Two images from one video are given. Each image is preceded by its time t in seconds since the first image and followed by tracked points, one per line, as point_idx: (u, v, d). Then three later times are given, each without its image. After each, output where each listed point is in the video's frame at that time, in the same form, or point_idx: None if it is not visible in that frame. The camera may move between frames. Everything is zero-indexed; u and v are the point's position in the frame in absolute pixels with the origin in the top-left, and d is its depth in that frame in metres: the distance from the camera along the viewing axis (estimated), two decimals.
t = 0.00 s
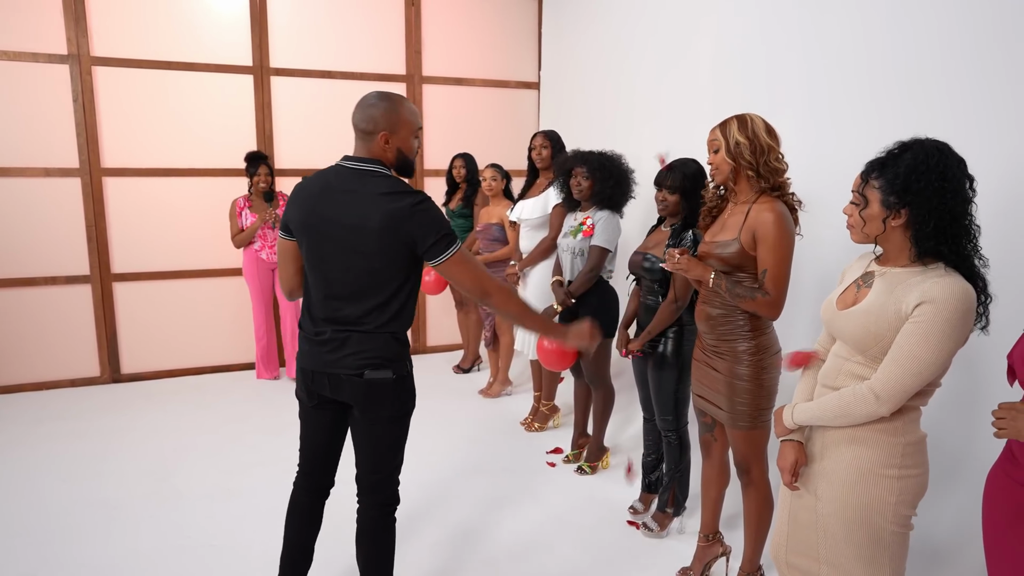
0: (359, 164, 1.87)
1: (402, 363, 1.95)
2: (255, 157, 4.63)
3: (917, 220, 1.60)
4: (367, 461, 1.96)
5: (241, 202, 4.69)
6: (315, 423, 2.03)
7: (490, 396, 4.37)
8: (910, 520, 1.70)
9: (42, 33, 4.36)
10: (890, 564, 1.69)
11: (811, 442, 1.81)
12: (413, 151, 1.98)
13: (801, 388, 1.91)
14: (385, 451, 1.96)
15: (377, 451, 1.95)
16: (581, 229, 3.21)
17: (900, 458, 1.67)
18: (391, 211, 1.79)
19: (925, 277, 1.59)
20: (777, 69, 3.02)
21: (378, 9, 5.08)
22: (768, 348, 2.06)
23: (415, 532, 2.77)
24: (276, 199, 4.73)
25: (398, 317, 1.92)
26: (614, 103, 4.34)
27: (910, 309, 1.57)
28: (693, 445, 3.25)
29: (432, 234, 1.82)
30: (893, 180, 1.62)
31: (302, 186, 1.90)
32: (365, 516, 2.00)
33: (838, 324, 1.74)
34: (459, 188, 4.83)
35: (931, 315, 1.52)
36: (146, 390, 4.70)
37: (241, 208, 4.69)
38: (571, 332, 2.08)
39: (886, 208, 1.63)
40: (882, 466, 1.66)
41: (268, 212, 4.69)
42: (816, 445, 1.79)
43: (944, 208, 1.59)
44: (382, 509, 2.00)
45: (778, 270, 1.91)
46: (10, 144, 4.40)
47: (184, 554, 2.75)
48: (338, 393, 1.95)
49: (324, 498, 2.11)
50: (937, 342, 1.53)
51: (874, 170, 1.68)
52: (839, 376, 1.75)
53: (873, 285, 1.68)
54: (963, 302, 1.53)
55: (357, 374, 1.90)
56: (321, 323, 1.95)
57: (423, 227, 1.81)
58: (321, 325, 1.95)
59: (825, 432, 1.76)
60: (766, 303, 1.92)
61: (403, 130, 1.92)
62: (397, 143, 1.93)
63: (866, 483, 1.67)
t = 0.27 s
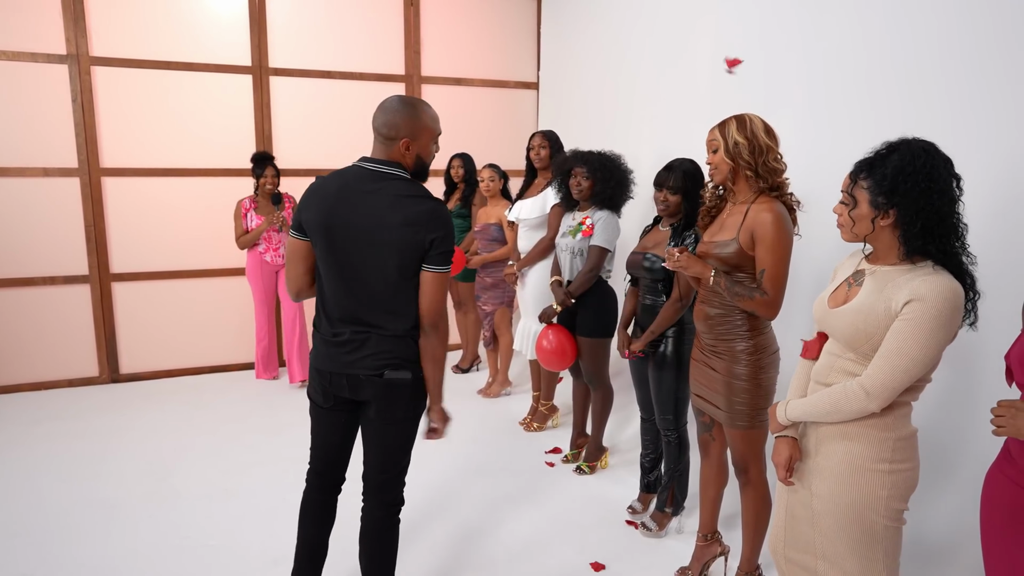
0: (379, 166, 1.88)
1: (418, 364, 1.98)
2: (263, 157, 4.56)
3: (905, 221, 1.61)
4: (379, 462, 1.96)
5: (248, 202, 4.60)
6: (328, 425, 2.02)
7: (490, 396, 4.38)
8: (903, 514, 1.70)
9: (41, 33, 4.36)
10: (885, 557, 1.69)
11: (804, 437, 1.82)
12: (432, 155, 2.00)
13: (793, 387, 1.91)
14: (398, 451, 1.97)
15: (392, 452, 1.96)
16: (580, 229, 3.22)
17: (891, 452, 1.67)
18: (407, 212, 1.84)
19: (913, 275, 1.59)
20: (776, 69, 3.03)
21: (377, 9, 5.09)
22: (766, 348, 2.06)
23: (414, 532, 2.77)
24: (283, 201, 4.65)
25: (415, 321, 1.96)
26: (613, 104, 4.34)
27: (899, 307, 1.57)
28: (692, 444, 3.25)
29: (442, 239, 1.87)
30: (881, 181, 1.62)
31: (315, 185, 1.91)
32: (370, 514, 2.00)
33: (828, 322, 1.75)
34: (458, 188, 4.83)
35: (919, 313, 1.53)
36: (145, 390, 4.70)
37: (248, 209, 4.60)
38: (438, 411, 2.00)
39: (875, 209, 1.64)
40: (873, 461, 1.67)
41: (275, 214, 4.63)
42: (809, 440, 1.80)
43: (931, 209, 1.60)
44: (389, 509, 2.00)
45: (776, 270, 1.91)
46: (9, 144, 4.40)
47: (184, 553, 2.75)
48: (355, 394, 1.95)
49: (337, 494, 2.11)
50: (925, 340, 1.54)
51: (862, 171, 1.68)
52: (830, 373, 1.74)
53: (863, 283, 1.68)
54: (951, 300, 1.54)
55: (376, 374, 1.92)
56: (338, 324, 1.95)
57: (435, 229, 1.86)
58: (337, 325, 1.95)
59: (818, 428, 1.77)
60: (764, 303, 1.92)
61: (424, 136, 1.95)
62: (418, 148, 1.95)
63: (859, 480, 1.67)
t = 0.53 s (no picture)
0: (380, 167, 1.88)
1: (419, 366, 1.97)
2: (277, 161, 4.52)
3: (892, 214, 1.61)
4: (380, 461, 1.97)
5: (262, 205, 4.59)
6: (335, 422, 2.04)
7: (489, 396, 4.38)
8: (896, 509, 1.67)
9: (40, 33, 4.36)
10: (877, 552, 1.66)
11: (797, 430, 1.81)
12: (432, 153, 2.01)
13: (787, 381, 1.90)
14: (398, 451, 1.97)
15: (392, 452, 1.96)
16: (580, 229, 3.22)
17: (882, 445, 1.65)
18: (410, 214, 1.83)
19: (906, 269, 1.58)
20: (775, 69, 3.03)
21: (376, 9, 5.09)
22: (766, 348, 2.06)
23: (414, 532, 2.77)
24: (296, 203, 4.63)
25: (416, 322, 1.95)
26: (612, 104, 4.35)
27: (893, 300, 1.56)
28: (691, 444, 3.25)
29: (447, 239, 1.86)
30: (866, 176, 1.63)
31: (319, 189, 1.91)
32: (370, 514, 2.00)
33: (823, 315, 1.73)
34: (456, 188, 4.84)
35: (913, 306, 1.52)
36: (145, 390, 4.69)
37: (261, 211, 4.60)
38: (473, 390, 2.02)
39: (862, 204, 1.63)
40: (863, 454, 1.65)
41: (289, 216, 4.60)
42: (802, 434, 1.79)
43: (917, 200, 1.59)
44: (389, 509, 2.00)
45: (776, 269, 1.91)
46: (9, 144, 4.40)
47: (184, 554, 2.75)
48: (356, 394, 1.96)
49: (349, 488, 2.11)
50: (919, 333, 1.53)
51: (848, 167, 1.69)
52: (825, 367, 1.73)
53: (857, 277, 1.67)
54: (944, 292, 1.53)
55: (375, 375, 1.92)
56: (339, 325, 1.96)
57: (439, 230, 1.85)
58: (339, 326, 1.96)
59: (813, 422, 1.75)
60: (764, 302, 1.92)
61: (426, 135, 1.96)
62: (421, 148, 1.95)
63: (851, 472, 1.65)
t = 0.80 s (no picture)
0: (378, 167, 1.89)
1: (421, 365, 1.97)
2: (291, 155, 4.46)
3: (891, 211, 1.60)
4: (380, 460, 1.97)
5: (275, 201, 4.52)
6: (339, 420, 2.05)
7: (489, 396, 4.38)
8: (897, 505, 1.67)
9: (41, 33, 4.36)
10: (879, 549, 1.66)
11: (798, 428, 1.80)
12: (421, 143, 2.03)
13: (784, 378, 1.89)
14: (400, 452, 1.96)
15: (393, 452, 1.96)
16: (581, 229, 3.22)
17: (884, 442, 1.65)
18: (409, 212, 1.83)
19: (908, 265, 1.58)
20: (775, 69, 3.03)
21: (376, 10, 5.09)
22: (767, 348, 2.06)
23: (414, 531, 2.77)
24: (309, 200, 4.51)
25: (418, 320, 1.95)
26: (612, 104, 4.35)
27: (896, 297, 1.56)
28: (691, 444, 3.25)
29: (445, 237, 1.86)
30: (862, 175, 1.63)
31: (321, 189, 1.92)
32: (372, 512, 2.01)
33: (823, 313, 1.72)
34: (456, 189, 4.84)
35: (918, 302, 1.52)
36: (145, 390, 4.70)
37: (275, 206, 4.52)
38: (493, 382, 2.05)
39: (861, 203, 1.63)
40: (867, 450, 1.64)
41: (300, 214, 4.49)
42: (804, 432, 1.77)
43: (914, 197, 1.59)
44: (392, 507, 2.01)
45: (778, 269, 1.91)
46: (11, 144, 4.41)
47: (184, 553, 2.75)
48: (358, 392, 1.96)
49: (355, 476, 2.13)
50: (922, 329, 1.54)
51: (844, 169, 1.69)
52: (827, 364, 1.72)
53: (857, 274, 1.66)
54: (947, 288, 1.54)
55: (377, 374, 1.92)
56: (341, 324, 1.96)
57: (438, 227, 1.85)
58: (341, 325, 1.96)
59: (814, 420, 1.74)
60: (766, 303, 1.92)
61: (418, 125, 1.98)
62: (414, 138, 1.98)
63: (855, 469, 1.64)
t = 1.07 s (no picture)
0: (372, 167, 1.89)
1: (417, 360, 1.97)
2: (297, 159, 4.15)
3: (894, 209, 1.59)
4: (378, 456, 1.96)
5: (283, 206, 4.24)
6: (334, 417, 2.03)
7: (489, 396, 4.37)
8: (899, 503, 1.66)
9: (40, 32, 4.35)
10: (881, 547, 1.65)
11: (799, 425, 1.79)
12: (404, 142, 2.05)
13: (785, 376, 1.86)
14: (397, 448, 1.96)
15: (391, 447, 1.96)
16: (581, 228, 3.22)
17: (887, 439, 1.63)
18: (400, 210, 1.84)
19: (913, 264, 1.57)
20: (775, 68, 3.03)
21: (376, 9, 5.08)
22: (768, 347, 2.06)
23: (414, 531, 2.77)
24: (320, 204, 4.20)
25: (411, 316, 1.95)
26: (612, 104, 4.34)
27: (902, 295, 1.54)
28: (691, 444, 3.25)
29: (436, 233, 1.87)
30: (862, 176, 1.61)
31: (312, 190, 1.91)
32: (370, 510, 2.00)
33: (827, 311, 1.69)
34: (456, 188, 4.83)
35: (924, 300, 1.50)
36: (145, 390, 4.69)
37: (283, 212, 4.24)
38: (459, 395, 2.06)
39: (863, 204, 1.61)
40: (870, 448, 1.63)
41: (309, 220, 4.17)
42: (805, 429, 1.76)
43: (915, 193, 1.58)
44: (391, 504, 2.00)
45: (779, 268, 1.91)
46: (12, 144, 4.40)
47: (184, 553, 2.75)
48: (355, 388, 1.96)
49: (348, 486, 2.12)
50: (928, 326, 1.52)
51: (841, 173, 1.67)
52: (831, 362, 1.69)
53: (862, 271, 1.64)
54: (952, 285, 1.52)
55: (374, 369, 1.92)
56: (336, 321, 1.96)
57: (429, 224, 1.86)
58: (336, 322, 1.96)
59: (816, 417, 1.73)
60: (768, 302, 1.92)
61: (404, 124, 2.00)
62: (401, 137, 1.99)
63: (857, 467, 1.63)
